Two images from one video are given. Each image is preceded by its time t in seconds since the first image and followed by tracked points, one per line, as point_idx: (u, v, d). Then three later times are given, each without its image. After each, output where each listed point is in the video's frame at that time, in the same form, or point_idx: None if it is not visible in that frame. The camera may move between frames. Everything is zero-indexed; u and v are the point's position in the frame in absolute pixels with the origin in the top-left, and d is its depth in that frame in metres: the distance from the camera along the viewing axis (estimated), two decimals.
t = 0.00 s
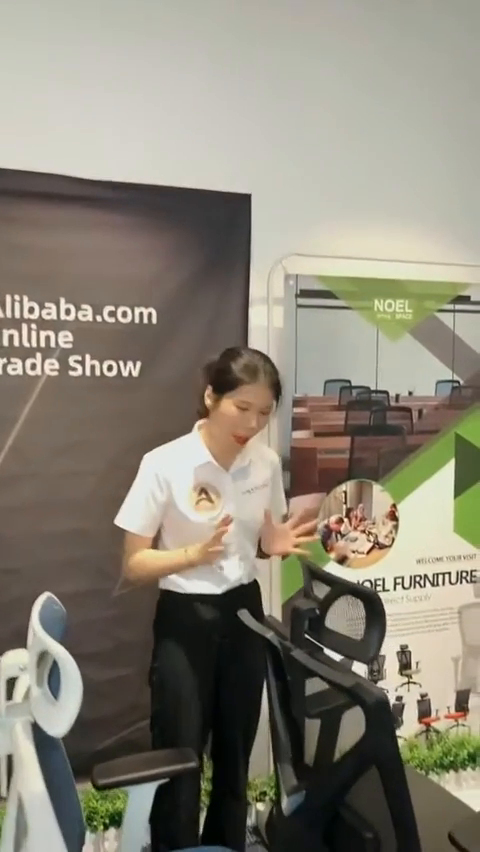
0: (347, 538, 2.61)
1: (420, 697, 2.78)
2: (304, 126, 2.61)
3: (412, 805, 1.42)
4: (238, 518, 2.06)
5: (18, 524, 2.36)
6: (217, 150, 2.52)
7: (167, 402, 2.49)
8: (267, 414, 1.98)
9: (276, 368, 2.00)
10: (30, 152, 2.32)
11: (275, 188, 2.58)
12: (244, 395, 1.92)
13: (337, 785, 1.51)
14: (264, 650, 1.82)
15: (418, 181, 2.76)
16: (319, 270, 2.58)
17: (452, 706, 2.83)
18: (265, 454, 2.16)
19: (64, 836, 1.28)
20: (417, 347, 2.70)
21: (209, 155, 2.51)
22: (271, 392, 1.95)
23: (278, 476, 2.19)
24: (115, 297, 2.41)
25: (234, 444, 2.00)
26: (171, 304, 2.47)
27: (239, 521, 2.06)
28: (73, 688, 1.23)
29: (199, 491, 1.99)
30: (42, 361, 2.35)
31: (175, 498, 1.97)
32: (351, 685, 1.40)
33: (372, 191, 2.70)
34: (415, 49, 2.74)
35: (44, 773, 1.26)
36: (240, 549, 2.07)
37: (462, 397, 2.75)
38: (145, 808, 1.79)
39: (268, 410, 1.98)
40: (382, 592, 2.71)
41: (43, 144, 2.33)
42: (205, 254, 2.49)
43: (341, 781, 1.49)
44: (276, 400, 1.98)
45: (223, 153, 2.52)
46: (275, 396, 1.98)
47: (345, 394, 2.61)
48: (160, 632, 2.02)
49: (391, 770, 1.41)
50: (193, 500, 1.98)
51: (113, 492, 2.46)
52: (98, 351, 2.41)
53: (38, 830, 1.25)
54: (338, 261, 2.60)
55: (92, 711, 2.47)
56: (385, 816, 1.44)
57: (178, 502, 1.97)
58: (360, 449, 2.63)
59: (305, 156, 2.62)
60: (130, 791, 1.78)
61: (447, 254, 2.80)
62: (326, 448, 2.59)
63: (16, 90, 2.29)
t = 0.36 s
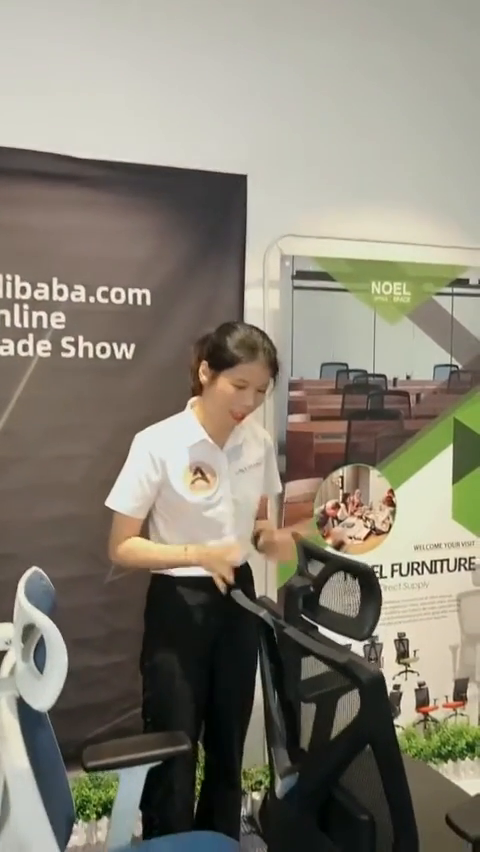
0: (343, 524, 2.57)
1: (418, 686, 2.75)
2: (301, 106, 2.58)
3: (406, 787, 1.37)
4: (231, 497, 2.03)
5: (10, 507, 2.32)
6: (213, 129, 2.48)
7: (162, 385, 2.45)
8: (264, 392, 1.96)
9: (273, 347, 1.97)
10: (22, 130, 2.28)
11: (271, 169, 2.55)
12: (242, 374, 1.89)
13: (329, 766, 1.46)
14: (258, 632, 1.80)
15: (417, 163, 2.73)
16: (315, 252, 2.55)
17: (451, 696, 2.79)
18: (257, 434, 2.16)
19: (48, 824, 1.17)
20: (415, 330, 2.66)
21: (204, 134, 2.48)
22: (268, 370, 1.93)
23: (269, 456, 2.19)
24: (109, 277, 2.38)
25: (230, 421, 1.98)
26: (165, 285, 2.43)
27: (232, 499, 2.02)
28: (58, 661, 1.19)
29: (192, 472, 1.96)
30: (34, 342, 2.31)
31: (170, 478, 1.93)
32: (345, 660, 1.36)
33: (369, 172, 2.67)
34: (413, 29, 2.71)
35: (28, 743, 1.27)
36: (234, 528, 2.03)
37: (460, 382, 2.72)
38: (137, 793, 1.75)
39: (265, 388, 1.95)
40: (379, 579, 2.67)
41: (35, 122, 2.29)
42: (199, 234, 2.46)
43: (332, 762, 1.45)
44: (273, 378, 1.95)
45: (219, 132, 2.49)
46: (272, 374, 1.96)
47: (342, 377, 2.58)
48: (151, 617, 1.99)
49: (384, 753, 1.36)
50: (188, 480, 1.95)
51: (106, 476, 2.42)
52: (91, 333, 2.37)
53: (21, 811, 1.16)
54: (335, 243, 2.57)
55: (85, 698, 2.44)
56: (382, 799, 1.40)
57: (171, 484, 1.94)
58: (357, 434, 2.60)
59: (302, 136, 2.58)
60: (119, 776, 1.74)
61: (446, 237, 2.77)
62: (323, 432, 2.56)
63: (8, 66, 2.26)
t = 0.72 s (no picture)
0: (345, 504, 2.55)
1: (420, 669, 2.72)
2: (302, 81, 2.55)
3: (409, 759, 1.34)
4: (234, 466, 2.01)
5: (7, 486, 2.30)
6: (213, 105, 2.45)
7: (161, 363, 2.43)
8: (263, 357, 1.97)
9: (267, 313, 1.98)
10: (19, 104, 2.25)
11: (273, 145, 2.52)
12: (239, 337, 1.90)
13: (329, 738, 1.43)
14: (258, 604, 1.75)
15: (419, 141, 2.71)
16: (316, 229, 2.53)
17: (453, 679, 2.77)
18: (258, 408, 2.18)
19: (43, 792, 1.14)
20: (417, 309, 2.65)
21: (204, 110, 2.45)
22: (264, 334, 1.93)
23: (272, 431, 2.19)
24: (107, 253, 2.35)
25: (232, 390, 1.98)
26: (164, 262, 2.40)
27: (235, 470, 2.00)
28: (55, 628, 1.16)
29: (195, 440, 1.95)
30: (32, 318, 2.28)
31: (172, 443, 1.92)
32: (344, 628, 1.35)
33: (371, 150, 2.64)
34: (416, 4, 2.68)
35: (24, 708, 1.25)
36: (236, 497, 2.00)
37: (463, 362, 2.70)
38: (136, 768, 1.73)
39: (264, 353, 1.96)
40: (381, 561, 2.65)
41: (33, 96, 2.26)
42: (199, 210, 2.43)
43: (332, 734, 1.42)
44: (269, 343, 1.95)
45: (219, 109, 2.46)
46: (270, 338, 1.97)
47: (343, 356, 2.56)
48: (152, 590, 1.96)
49: (388, 722, 1.33)
50: (190, 444, 1.94)
51: (105, 455, 2.39)
52: (89, 310, 2.34)
53: (16, 775, 1.14)
54: (337, 220, 2.55)
55: (83, 680, 2.41)
56: (384, 774, 1.37)
57: (174, 452, 1.93)
58: (358, 413, 2.57)
59: (304, 113, 2.55)
60: (118, 749, 1.71)
61: (448, 216, 2.74)
62: (323, 412, 2.54)
63: (5, 39, 2.22)
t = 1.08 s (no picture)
0: (343, 493, 2.53)
1: (419, 660, 2.70)
2: (302, 66, 2.53)
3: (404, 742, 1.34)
4: (239, 448, 2.04)
5: (2, 474, 2.27)
6: (213, 89, 2.43)
7: (158, 351, 2.41)
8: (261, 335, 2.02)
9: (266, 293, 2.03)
10: (15, 88, 2.23)
11: (272, 130, 2.50)
12: (233, 311, 1.98)
13: (325, 724, 1.42)
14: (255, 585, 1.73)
15: (419, 127, 2.69)
16: (315, 216, 2.51)
17: (452, 670, 2.75)
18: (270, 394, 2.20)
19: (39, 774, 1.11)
20: (416, 297, 2.64)
21: (203, 94, 2.42)
22: (258, 309, 1.99)
23: (282, 419, 2.21)
24: (103, 239, 2.33)
25: (232, 370, 2.04)
26: (161, 248, 2.38)
27: (241, 452, 2.04)
28: (48, 607, 1.14)
29: (202, 417, 2.01)
30: (27, 305, 2.26)
31: (179, 423, 1.98)
32: (335, 608, 1.33)
33: (370, 136, 2.63)
34: None
35: (15, 689, 1.22)
36: (239, 479, 2.03)
37: (462, 350, 2.69)
38: (132, 755, 1.71)
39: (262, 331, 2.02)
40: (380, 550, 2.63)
41: (29, 81, 2.24)
42: (197, 196, 2.41)
43: (327, 719, 1.40)
44: (266, 318, 2.00)
45: (218, 94, 2.44)
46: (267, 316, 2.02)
47: (342, 344, 2.55)
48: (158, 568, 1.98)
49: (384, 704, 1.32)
50: (196, 424, 1.99)
51: (102, 443, 2.37)
52: (86, 296, 2.32)
53: (10, 757, 1.09)
54: (335, 207, 2.54)
55: (80, 670, 2.39)
56: (382, 761, 1.38)
57: (181, 428, 1.99)
58: (357, 401, 2.56)
59: (303, 97, 2.53)
60: (112, 737, 1.69)
61: (448, 203, 2.73)
62: (322, 400, 2.52)
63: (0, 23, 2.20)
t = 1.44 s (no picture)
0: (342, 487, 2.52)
1: (417, 656, 2.69)
2: (300, 58, 2.52)
3: (392, 735, 1.35)
4: (226, 438, 2.23)
5: None
6: (210, 80, 2.42)
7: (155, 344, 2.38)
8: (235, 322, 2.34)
9: (245, 288, 2.34)
10: (11, 80, 2.22)
11: (269, 121, 2.49)
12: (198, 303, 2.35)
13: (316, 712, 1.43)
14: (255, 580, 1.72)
15: (418, 120, 2.68)
16: (313, 208, 2.51)
17: (451, 666, 2.74)
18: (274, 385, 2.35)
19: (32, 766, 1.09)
20: (415, 290, 2.63)
21: (200, 85, 2.41)
22: (234, 302, 2.33)
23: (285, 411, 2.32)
24: (100, 232, 2.31)
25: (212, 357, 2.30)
26: (157, 241, 2.36)
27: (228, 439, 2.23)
28: (42, 597, 1.13)
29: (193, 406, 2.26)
30: (23, 298, 2.25)
31: (170, 412, 2.25)
32: (321, 596, 1.34)
33: (369, 128, 2.62)
34: None
35: (8, 680, 1.20)
36: (224, 466, 2.22)
37: (461, 344, 2.68)
38: (126, 749, 1.70)
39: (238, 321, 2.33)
40: (378, 545, 2.62)
41: (25, 73, 2.23)
42: (194, 188, 2.39)
43: (319, 707, 1.42)
44: (240, 308, 2.33)
45: (215, 85, 2.43)
46: (244, 308, 2.34)
47: (340, 337, 2.54)
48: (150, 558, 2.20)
49: (370, 695, 1.33)
50: (185, 413, 2.24)
51: (98, 437, 2.35)
52: (81, 289, 2.31)
53: (3, 747, 1.07)
54: (333, 200, 2.53)
55: (76, 665, 2.38)
56: (370, 752, 1.39)
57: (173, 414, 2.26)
58: (355, 395, 2.55)
59: (301, 89, 2.52)
60: (106, 731, 1.68)
61: (447, 196, 2.72)
62: (320, 394, 2.52)
63: None
